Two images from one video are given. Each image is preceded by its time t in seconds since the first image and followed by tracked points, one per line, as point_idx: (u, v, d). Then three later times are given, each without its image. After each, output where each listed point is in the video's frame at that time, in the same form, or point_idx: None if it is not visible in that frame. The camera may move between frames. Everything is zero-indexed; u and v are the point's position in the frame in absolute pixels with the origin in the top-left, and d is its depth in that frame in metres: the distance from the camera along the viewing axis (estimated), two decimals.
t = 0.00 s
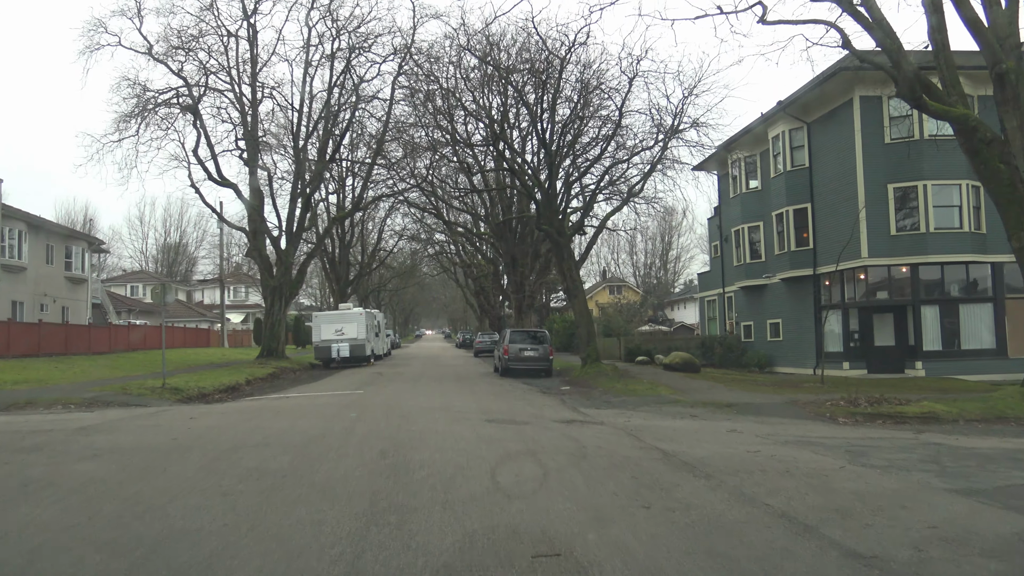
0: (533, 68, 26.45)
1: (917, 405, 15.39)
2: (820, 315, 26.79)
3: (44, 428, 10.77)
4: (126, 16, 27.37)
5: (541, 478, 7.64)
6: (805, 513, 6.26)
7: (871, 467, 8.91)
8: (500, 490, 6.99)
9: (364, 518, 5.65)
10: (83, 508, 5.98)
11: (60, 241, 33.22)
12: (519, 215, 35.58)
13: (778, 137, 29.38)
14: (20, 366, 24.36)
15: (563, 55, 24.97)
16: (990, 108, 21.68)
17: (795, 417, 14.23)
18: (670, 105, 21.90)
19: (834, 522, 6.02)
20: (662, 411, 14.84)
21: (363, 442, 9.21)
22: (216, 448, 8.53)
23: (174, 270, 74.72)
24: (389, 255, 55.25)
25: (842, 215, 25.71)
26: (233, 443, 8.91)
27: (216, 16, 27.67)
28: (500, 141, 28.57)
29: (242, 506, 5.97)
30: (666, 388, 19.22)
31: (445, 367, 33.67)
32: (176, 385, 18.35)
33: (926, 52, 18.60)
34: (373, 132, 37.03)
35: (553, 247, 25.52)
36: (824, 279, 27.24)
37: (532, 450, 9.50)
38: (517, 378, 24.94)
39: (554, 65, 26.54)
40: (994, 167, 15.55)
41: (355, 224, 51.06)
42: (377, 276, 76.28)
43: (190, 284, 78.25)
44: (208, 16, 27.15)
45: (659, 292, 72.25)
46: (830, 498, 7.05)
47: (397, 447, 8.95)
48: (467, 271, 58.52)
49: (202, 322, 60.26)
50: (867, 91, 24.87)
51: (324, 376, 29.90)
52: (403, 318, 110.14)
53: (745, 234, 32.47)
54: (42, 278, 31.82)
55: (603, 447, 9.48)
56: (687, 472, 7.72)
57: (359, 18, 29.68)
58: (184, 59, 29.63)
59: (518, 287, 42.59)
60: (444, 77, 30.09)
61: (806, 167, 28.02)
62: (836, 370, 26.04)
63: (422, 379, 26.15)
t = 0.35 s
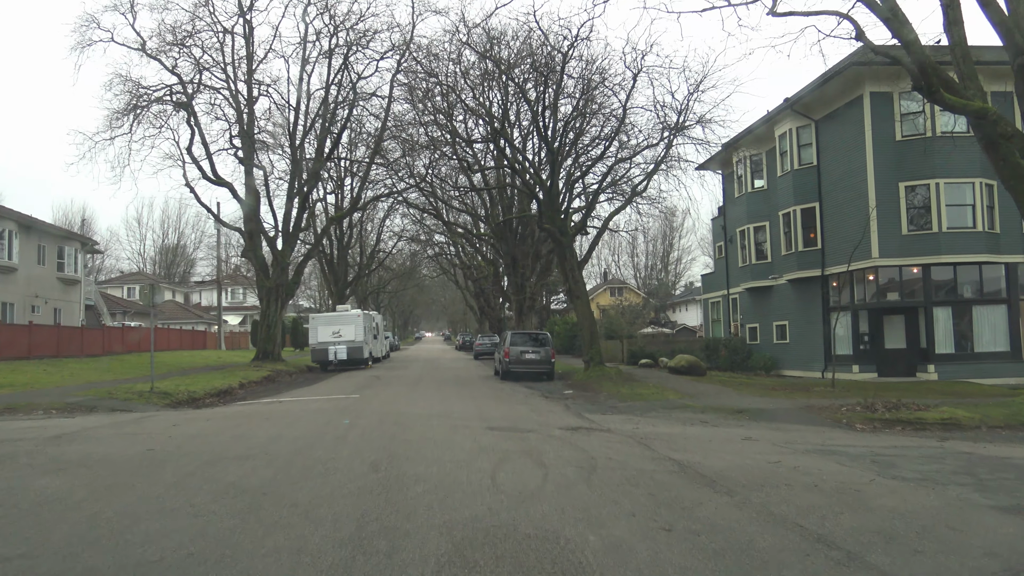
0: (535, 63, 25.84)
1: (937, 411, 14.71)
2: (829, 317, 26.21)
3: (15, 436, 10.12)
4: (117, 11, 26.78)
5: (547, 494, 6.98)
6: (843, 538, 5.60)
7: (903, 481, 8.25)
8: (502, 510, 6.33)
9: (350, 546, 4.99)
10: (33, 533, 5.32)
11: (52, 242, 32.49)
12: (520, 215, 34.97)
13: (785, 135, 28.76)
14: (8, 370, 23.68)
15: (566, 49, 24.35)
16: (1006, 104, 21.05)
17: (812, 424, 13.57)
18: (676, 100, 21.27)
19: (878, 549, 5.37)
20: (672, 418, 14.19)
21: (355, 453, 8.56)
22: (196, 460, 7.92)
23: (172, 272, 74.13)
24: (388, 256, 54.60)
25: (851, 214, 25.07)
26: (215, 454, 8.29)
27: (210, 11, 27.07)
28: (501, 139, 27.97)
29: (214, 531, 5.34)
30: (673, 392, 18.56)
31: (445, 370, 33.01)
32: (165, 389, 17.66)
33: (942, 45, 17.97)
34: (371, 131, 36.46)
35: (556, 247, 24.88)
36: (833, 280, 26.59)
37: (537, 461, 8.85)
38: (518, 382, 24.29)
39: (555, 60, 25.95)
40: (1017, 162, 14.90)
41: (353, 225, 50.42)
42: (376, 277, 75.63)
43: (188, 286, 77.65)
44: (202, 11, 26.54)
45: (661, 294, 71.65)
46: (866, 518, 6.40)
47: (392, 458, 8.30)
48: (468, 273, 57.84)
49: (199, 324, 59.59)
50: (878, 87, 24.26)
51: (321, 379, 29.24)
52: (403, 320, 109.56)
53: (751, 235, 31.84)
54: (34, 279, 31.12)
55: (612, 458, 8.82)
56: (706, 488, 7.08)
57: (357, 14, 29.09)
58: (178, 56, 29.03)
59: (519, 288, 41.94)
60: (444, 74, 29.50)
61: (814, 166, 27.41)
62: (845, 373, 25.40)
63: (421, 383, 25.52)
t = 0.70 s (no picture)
0: (538, 58, 25.16)
1: (962, 416, 14.01)
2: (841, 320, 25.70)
3: None
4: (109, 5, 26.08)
5: (558, 513, 6.31)
6: (896, 567, 4.94)
7: (944, 496, 7.58)
8: (508, 532, 5.67)
9: None
10: None
11: (47, 244, 31.06)
12: (521, 215, 34.30)
13: (794, 132, 28.11)
14: None
15: (570, 43, 23.66)
16: None
17: (832, 430, 12.87)
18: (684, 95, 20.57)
19: None
20: (684, 424, 13.50)
21: (348, 465, 7.90)
22: (174, 473, 7.25)
23: (170, 273, 73.40)
24: (388, 257, 53.90)
25: (864, 213, 24.39)
26: (196, 466, 7.63)
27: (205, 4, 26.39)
28: (503, 136, 27.30)
29: (184, 561, 4.69)
30: (683, 396, 17.87)
31: (446, 373, 32.33)
32: (153, 394, 16.85)
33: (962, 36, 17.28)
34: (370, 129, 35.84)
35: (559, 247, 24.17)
36: (844, 281, 25.90)
37: (545, 474, 8.18)
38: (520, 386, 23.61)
39: (559, 54, 25.25)
40: None
41: (352, 225, 49.71)
42: (376, 279, 74.95)
43: (186, 287, 76.93)
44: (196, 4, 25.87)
45: (664, 296, 70.99)
46: (915, 542, 5.73)
47: (387, 471, 7.64)
48: (468, 274, 57.16)
49: (197, 326, 58.80)
50: (891, 82, 23.61)
51: (319, 382, 28.56)
52: (404, 322, 108.92)
53: (758, 234, 31.16)
54: (27, 281, 29.65)
55: (626, 470, 8.15)
56: (733, 506, 6.41)
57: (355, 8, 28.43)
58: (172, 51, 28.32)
59: (521, 289, 41.27)
60: (444, 69, 28.82)
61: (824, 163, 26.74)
62: (857, 376, 24.77)
63: (420, 386, 24.85)
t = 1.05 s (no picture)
0: (540, 53, 24.55)
1: (988, 420, 13.33)
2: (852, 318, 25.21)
3: None
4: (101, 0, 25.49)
5: (568, 534, 5.70)
6: None
7: (990, 511, 6.94)
8: (514, 558, 5.05)
9: None
10: None
11: (39, 246, 30.33)
12: (523, 214, 33.69)
13: (802, 128, 27.52)
14: None
15: (572, 37, 23.06)
16: None
17: (854, 436, 12.22)
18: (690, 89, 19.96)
19: None
20: (697, 429, 12.85)
21: (338, 479, 7.28)
22: (147, 492, 6.63)
23: (170, 276, 72.88)
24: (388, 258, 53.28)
25: (875, 210, 23.78)
26: (173, 481, 7.04)
27: None
28: (504, 133, 26.69)
29: None
30: (693, 400, 17.23)
31: (448, 376, 31.65)
32: (140, 398, 16.18)
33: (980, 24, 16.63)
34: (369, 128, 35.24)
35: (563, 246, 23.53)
36: (855, 280, 25.25)
37: (552, 487, 7.58)
38: (523, 390, 22.94)
39: (561, 49, 24.64)
40: None
41: (351, 226, 49.09)
42: (377, 281, 74.28)
43: (186, 289, 76.38)
44: None
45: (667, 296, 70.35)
46: (974, 568, 5.09)
47: (381, 486, 7.03)
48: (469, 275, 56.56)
49: (195, 329, 58.21)
50: (903, 74, 23.00)
51: (318, 386, 27.91)
52: (405, 323, 108.36)
53: (765, 233, 30.55)
54: (19, 283, 28.93)
55: (641, 483, 7.53)
56: (764, 526, 5.79)
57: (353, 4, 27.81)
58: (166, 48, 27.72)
59: (523, 291, 40.64)
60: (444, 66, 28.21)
61: (833, 159, 26.14)
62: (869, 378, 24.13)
63: (421, 390, 24.21)
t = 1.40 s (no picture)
0: (544, 46, 23.80)
1: (1021, 427, 12.56)
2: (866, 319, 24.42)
3: None
4: None
5: (587, 567, 4.94)
6: None
7: None
8: None
9: None
10: None
11: (32, 246, 29.52)
12: (526, 213, 32.92)
13: (814, 124, 26.78)
14: None
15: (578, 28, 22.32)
16: None
17: (883, 445, 11.43)
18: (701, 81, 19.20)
19: None
20: (715, 438, 12.06)
21: (327, 499, 6.54)
22: (110, 519, 5.86)
23: (169, 277, 72.11)
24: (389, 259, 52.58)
25: (891, 207, 23.01)
26: (143, 501, 6.29)
27: None
28: (507, 129, 25.95)
29: None
30: (705, 405, 16.45)
31: (449, 380, 30.86)
32: (125, 402, 15.35)
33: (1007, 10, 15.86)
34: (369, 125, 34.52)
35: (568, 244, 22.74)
36: (870, 280, 24.45)
37: (564, 507, 6.83)
38: (526, 394, 22.15)
39: (566, 42, 23.89)
40: None
41: (352, 226, 48.37)
42: (377, 282, 73.51)
43: (185, 291, 75.62)
44: None
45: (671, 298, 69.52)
46: None
47: (375, 506, 6.28)
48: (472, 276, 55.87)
49: (193, 331, 57.38)
50: (920, 67, 22.25)
51: (316, 390, 27.15)
52: (406, 326, 107.54)
53: (775, 233, 29.78)
54: (10, 284, 28.05)
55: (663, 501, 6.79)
56: (812, 557, 5.03)
57: None
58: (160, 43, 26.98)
59: (525, 291, 39.97)
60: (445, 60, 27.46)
61: (846, 156, 25.37)
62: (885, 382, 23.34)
63: (423, 394, 23.46)
